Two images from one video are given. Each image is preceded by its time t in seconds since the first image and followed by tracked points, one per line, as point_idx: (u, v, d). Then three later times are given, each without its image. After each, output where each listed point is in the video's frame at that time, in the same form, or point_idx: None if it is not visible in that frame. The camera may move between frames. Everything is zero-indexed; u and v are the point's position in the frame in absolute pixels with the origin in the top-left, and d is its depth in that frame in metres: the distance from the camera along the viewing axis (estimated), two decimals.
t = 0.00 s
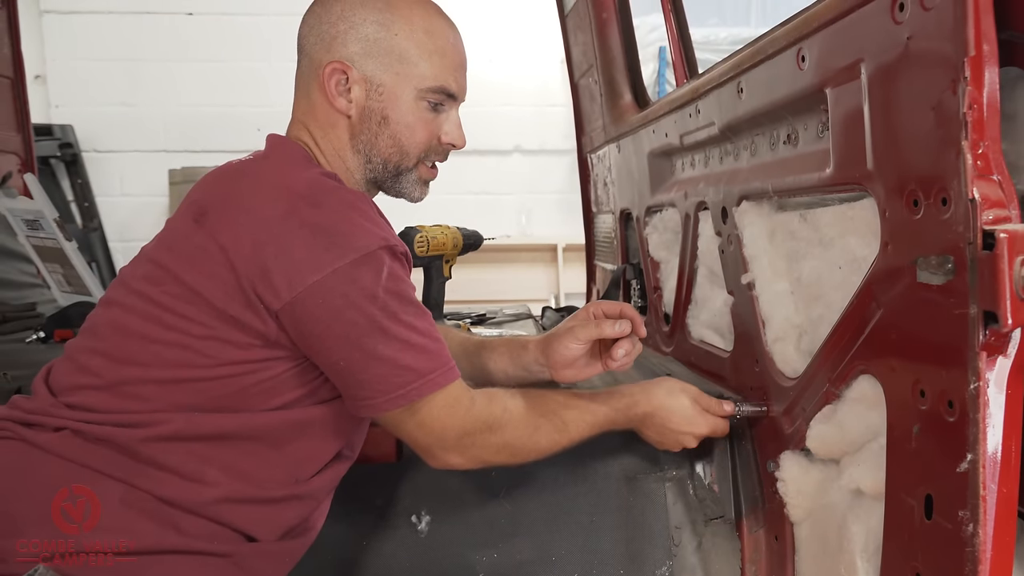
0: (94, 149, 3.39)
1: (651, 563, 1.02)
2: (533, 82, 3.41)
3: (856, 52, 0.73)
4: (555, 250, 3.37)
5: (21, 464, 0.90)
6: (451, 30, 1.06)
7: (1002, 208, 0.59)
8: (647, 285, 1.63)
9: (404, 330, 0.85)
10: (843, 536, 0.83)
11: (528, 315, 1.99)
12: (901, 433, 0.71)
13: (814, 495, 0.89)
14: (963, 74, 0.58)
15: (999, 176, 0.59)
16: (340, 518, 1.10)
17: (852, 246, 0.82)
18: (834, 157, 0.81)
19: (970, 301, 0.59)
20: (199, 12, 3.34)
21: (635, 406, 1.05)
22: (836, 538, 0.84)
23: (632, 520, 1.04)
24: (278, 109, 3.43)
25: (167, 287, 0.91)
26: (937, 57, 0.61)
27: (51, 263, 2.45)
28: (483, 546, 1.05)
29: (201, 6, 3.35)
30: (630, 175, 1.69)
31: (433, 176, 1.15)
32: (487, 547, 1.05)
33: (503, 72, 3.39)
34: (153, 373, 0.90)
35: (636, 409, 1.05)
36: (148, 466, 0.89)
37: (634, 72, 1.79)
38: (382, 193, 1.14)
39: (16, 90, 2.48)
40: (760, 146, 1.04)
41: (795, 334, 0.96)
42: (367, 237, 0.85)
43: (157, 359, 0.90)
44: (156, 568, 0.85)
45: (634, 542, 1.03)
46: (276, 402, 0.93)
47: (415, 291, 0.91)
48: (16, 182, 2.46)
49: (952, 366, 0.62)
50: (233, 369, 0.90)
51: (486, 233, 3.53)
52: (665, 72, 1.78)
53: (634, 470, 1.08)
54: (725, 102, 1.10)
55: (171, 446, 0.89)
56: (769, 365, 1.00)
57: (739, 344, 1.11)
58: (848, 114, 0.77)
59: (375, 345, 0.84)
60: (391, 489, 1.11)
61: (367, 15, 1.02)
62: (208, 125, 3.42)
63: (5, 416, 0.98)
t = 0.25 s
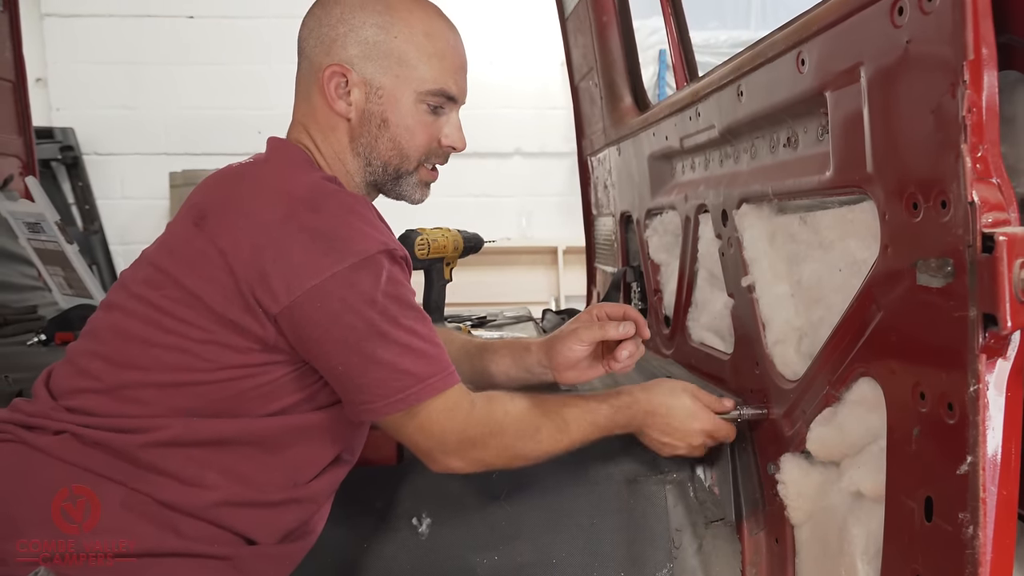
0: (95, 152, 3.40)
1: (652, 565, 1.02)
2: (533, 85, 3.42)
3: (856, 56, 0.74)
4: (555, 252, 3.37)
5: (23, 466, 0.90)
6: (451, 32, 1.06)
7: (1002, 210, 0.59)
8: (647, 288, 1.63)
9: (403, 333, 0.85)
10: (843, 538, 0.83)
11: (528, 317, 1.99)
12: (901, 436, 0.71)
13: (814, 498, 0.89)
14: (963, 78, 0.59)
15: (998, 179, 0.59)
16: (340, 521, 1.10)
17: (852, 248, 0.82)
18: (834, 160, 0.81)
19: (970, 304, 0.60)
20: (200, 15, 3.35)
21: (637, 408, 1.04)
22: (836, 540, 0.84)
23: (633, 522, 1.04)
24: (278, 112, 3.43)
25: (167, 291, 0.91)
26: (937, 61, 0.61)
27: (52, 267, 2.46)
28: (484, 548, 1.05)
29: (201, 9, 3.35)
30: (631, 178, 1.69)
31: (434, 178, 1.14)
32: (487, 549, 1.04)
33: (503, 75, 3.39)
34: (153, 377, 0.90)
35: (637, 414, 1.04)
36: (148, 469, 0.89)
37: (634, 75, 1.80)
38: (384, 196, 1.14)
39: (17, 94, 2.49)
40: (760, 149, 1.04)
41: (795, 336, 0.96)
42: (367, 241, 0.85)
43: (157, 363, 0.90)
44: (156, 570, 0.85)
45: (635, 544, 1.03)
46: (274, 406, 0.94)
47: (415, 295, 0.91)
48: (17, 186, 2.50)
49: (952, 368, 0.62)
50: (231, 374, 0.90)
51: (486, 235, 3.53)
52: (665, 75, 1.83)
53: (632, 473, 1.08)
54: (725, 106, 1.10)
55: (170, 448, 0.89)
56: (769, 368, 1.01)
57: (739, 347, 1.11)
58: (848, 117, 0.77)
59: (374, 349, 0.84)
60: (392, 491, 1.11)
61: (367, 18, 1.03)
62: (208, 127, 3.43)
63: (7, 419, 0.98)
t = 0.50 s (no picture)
0: (96, 155, 3.40)
1: (652, 567, 1.01)
2: (533, 87, 3.43)
3: (855, 59, 0.74)
4: (555, 255, 3.38)
5: (25, 468, 0.91)
6: (448, 36, 1.06)
7: (1001, 213, 0.59)
8: (647, 290, 1.63)
9: (405, 338, 0.85)
10: (843, 541, 0.83)
11: (529, 320, 1.99)
12: (901, 438, 0.71)
13: (814, 500, 0.89)
14: (961, 82, 0.59)
15: (997, 182, 0.59)
16: (341, 524, 1.10)
17: (852, 251, 0.82)
18: (834, 162, 0.81)
19: (969, 307, 0.60)
20: (201, 18, 3.36)
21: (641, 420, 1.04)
22: (836, 543, 0.84)
23: (633, 524, 1.04)
24: (279, 114, 3.44)
25: (171, 294, 0.91)
26: (936, 64, 0.62)
27: (53, 269, 2.47)
28: (484, 550, 1.04)
29: (202, 12, 3.36)
30: (631, 180, 1.69)
31: (432, 181, 1.15)
32: (487, 552, 1.04)
33: (503, 77, 3.40)
34: (156, 380, 0.90)
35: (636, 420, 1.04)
36: (150, 471, 0.89)
37: (634, 78, 1.80)
38: (383, 199, 1.13)
39: (19, 97, 2.49)
40: (760, 152, 1.04)
41: (795, 339, 0.96)
42: (370, 246, 0.85)
43: (161, 366, 0.90)
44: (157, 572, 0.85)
45: (635, 546, 1.03)
46: (277, 409, 0.94)
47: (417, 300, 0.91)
48: (19, 188, 2.50)
49: (951, 371, 0.62)
50: (237, 376, 0.90)
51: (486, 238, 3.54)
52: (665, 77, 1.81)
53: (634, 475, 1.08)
54: (724, 109, 1.10)
55: (172, 451, 0.89)
56: (769, 370, 1.01)
57: (739, 349, 1.11)
58: (848, 120, 0.77)
59: (377, 354, 0.84)
60: (392, 494, 1.11)
61: (363, 22, 1.03)
62: (209, 130, 3.43)
63: (9, 421, 0.98)
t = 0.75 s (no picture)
0: (97, 157, 3.40)
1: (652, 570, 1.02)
2: (533, 90, 3.43)
3: (855, 62, 0.74)
4: (555, 257, 3.37)
5: (22, 471, 0.90)
6: (450, 38, 1.06)
7: (1001, 216, 0.59)
8: (647, 293, 1.63)
9: (393, 350, 0.84)
10: (843, 543, 0.83)
11: (529, 322, 1.99)
12: (901, 440, 0.71)
13: (814, 502, 0.90)
14: (961, 84, 0.59)
15: (997, 185, 0.59)
16: (339, 527, 1.10)
17: (852, 253, 0.82)
18: (834, 165, 0.81)
19: (969, 309, 0.60)
20: (201, 21, 3.36)
21: (619, 425, 0.99)
22: (837, 545, 0.84)
23: (632, 527, 1.04)
24: (279, 117, 3.44)
25: (165, 298, 0.91)
26: (936, 67, 0.62)
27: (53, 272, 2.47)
28: (484, 553, 1.05)
29: (202, 15, 3.36)
30: (631, 183, 1.69)
31: (433, 185, 1.15)
32: (487, 554, 1.05)
33: (503, 80, 3.41)
34: (151, 384, 0.90)
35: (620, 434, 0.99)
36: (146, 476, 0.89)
37: (634, 80, 1.81)
38: (382, 203, 1.14)
39: (19, 100, 2.50)
40: (760, 155, 1.04)
41: (795, 342, 0.96)
42: (364, 253, 0.84)
43: (153, 370, 0.90)
44: None
45: (634, 549, 1.03)
46: (265, 419, 0.93)
47: (410, 313, 0.90)
48: (20, 190, 2.50)
49: (952, 373, 0.62)
50: (228, 381, 0.90)
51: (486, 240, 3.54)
52: (665, 80, 1.76)
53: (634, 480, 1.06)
54: (724, 111, 1.10)
55: (166, 457, 0.89)
56: (769, 373, 1.01)
57: (739, 352, 1.11)
58: (848, 123, 0.77)
59: (365, 365, 0.83)
60: (391, 496, 1.10)
61: (366, 25, 1.03)
62: (209, 133, 3.43)
63: (6, 424, 0.98)
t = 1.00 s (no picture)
0: (97, 160, 3.41)
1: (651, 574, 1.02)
2: (533, 93, 3.43)
3: (854, 65, 0.74)
4: (555, 260, 3.37)
5: (23, 473, 0.90)
6: (446, 36, 1.06)
7: (1000, 218, 0.59)
8: (647, 295, 1.63)
9: (399, 347, 0.84)
10: (843, 546, 0.83)
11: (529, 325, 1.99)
12: (900, 443, 0.71)
13: (815, 505, 0.90)
14: (959, 87, 0.59)
15: (995, 187, 0.59)
16: (340, 528, 1.10)
17: (852, 256, 0.82)
18: (834, 167, 0.81)
19: (969, 311, 0.60)
20: (201, 24, 3.37)
21: (632, 438, 0.97)
22: (836, 548, 0.84)
23: (631, 530, 1.04)
24: (279, 119, 3.44)
25: (166, 297, 0.91)
26: (935, 70, 0.62)
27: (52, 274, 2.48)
28: (483, 556, 1.06)
29: (203, 18, 3.37)
30: (630, 185, 1.70)
31: (432, 185, 1.16)
32: (487, 558, 1.06)
33: (503, 83, 3.41)
34: (152, 386, 0.90)
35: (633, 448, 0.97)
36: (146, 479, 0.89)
37: (634, 83, 1.80)
38: (382, 203, 1.15)
39: (19, 102, 2.50)
40: (759, 157, 1.04)
41: (795, 344, 0.96)
42: (366, 250, 0.85)
43: (155, 370, 0.90)
44: None
45: (633, 553, 1.03)
46: (269, 419, 0.93)
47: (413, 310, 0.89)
48: (19, 193, 2.49)
49: (951, 376, 0.62)
50: (232, 381, 0.90)
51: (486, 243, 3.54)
52: (665, 83, 1.75)
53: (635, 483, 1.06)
54: (724, 113, 1.10)
55: (167, 459, 0.89)
56: (769, 374, 1.01)
57: (739, 354, 1.11)
58: (847, 126, 0.77)
59: (369, 361, 0.83)
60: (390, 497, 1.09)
61: (363, 26, 1.03)
62: (210, 135, 3.44)
63: (7, 426, 0.98)
